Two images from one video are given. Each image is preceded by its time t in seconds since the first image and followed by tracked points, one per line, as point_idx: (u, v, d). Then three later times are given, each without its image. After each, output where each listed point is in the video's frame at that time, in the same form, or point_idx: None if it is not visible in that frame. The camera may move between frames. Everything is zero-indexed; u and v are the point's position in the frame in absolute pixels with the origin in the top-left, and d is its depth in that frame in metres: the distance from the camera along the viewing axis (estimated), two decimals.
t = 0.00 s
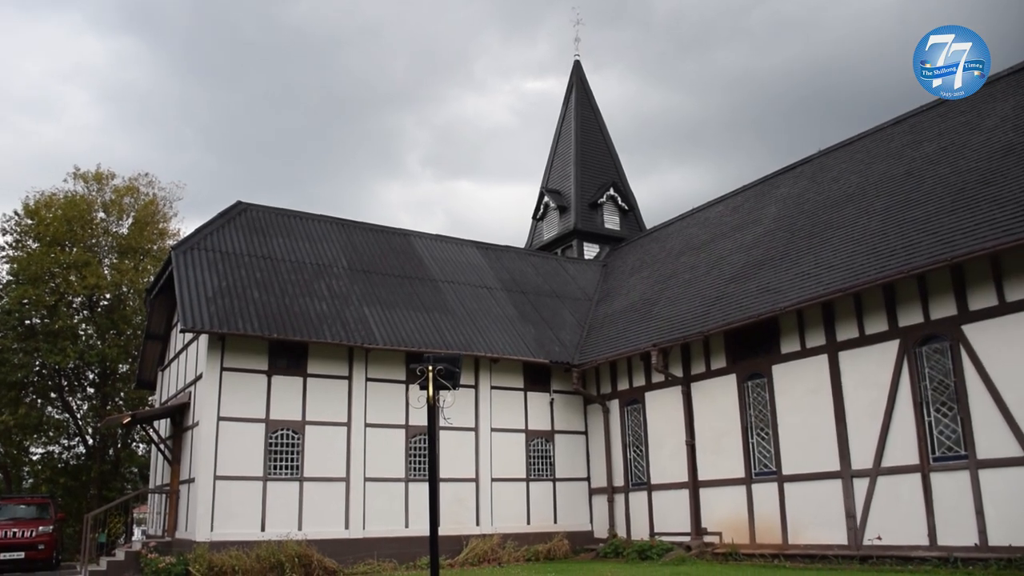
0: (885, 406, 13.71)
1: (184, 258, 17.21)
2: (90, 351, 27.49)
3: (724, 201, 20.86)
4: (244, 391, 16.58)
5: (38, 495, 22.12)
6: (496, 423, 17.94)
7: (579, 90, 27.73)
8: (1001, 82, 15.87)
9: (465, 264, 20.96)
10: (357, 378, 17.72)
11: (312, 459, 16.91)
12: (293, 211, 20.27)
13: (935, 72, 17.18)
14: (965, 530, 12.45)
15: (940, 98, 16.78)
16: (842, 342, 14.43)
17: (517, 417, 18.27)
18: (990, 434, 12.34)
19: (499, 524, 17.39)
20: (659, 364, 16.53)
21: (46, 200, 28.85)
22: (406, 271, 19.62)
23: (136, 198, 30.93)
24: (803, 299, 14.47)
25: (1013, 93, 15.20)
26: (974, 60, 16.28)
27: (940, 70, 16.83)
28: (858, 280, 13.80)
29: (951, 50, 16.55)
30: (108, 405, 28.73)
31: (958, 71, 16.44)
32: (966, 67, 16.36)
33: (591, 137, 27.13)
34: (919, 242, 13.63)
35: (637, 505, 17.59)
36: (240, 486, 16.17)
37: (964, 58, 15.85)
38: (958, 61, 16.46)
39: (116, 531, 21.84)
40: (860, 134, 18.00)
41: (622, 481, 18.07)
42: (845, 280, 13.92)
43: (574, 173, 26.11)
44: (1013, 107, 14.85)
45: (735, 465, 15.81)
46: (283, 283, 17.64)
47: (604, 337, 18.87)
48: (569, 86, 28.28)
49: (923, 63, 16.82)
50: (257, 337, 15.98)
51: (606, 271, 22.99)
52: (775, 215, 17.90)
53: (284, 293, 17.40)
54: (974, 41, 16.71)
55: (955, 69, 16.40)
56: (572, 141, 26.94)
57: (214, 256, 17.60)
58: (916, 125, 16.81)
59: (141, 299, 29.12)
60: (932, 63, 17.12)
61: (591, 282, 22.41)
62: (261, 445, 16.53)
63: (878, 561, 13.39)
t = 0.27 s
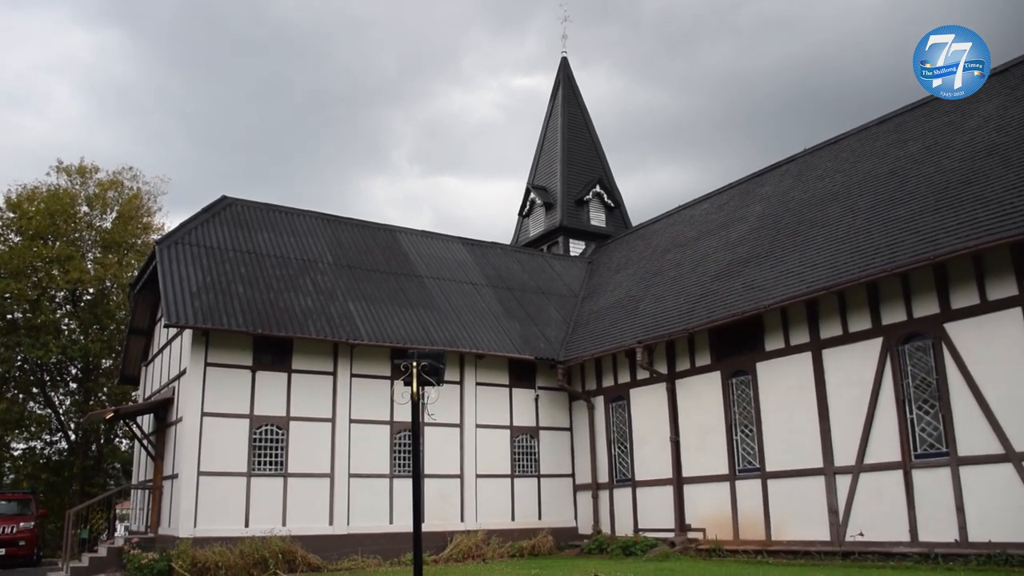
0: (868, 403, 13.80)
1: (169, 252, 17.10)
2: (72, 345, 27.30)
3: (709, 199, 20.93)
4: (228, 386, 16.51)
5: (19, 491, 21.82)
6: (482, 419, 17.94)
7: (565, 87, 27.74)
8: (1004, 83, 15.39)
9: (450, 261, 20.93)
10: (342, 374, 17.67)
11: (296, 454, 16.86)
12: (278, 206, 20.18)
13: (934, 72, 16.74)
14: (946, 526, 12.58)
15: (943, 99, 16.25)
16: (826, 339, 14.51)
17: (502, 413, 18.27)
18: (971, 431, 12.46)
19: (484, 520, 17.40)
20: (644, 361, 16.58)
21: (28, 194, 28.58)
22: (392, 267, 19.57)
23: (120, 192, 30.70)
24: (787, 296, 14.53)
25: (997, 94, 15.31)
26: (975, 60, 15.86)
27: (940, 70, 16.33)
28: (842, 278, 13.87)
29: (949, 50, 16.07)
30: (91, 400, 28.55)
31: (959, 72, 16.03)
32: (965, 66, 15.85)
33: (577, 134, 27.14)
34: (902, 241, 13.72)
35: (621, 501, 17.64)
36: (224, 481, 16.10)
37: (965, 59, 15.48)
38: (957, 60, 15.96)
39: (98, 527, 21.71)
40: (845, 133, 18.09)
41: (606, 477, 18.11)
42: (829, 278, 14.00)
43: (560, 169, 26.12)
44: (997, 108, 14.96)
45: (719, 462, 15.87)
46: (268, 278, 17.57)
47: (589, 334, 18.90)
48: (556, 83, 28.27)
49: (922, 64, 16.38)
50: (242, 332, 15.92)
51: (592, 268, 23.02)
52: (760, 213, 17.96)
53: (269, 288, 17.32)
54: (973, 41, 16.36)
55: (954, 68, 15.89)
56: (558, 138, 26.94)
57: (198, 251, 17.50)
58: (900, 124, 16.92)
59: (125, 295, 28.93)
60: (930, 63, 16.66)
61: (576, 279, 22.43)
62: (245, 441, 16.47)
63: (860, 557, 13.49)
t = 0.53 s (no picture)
0: (846, 401, 13.89)
1: (148, 247, 16.95)
2: (50, 340, 27.07)
3: (691, 197, 20.98)
4: (208, 382, 16.39)
5: None
6: (463, 416, 17.93)
7: (548, 84, 27.71)
8: (1005, 82, 15.08)
9: (432, 257, 20.88)
10: (323, 370, 17.60)
11: (276, 451, 16.79)
12: (259, 201, 20.04)
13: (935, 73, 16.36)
14: (922, 523, 12.72)
15: (944, 99, 15.93)
16: (805, 337, 14.59)
17: (483, 410, 18.26)
18: (948, 429, 12.60)
19: (464, 516, 17.40)
20: (625, 358, 16.62)
21: (5, 187, 28.23)
22: (373, 263, 19.50)
23: (100, 185, 30.39)
24: (767, 294, 14.60)
25: (976, 94, 15.44)
26: (973, 59, 15.51)
27: (941, 70, 16.00)
28: (821, 276, 13.95)
29: (950, 49, 15.73)
30: (69, 395, 28.29)
31: (958, 71, 15.66)
32: (965, 66, 15.55)
33: (560, 130, 27.12)
34: (882, 240, 13.81)
35: (602, 497, 17.68)
36: (203, 478, 16.01)
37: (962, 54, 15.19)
38: (959, 60, 15.64)
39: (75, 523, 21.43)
40: (826, 132, 18.18)
41: (587, 474, 18.14)
42: (808, 276, 14.07)
43: (542, 166, 26.11)
44: (976, 108, 15.09)
45: (698, 458, 15.94)
46: (248, 274, 17.46)
47: (571, 331, 18.91)
48: (539, 80, 28.25)
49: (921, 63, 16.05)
50: (223, 328, 15.82)
51: (573, 265, 23.03)
52: (741, 211, 18.03)
53: (249, 283, 17.21)
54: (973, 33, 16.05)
55: (955, 68, 15.55)
56: (541, 134, 26.93)
57: (178, 246, 17.35)
58: (880, 124, 17.02)
59: (104, 289, 28.59)
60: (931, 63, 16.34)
61: (558, 276, 22.44)
62: (225, 437, 16.37)
63: (838, 554, 13.59)
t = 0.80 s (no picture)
0: (824, 399, 13.97)
1: (126, 241, 16.78)
2: (26, 336, 26.88)
3: (672, 195, 21.04)
4: (187, 378, 16.27)
5: None
6: (443, 412, 17.89)
7: (531, 81, 27.66)
8: (1006, 80, 14.80)
9: (413, 253, 20.81)
10: (302, 366, 17.51)
11: (256, 447, 16.69)
12: (239, 196, 19.89)
13: (937, 73, 16.06)
14: (899, 519, 12.86)
15: (944, 99, 15.65)
16: (785, 335, 14.66)
17: (463, 406, 18.23)
18: (925, 427, 12.75)
19: (444, 512, 17.38)
20: (606, 355, 16.64)
21: None
22: (354, 259, 19.41)
23: (77, 178, 30.04)
24: (746, 292, 14.66)
25: (954, 96, 15.58)
26: (974, 60, 15.16)
27: (942, 70, 15.71)
28: (801, 275, 14.01)
29: (950, 49, 15.46)
30: (45, 391, 27.92)
31: (958, 71, 15.31)
32: (966, 66, 15.26)
33: (542, 127, 27.10)
34: (861, 238, 13.89)
35: (581, 494, 17.72)
36: (182, 474, 15.90)
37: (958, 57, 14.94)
38: (959, 60, 15.36)
39: (50, 521, 21.22)
40: (806, 131, 18.27)
41: (567, 470, 18.17)
42: (787, 275, 14.14)
43: (524, 163, 26.09)
44: (954, 110, 15.22)
45: (678, 455, 15.99)
46: (228, 269, 17.34)
47: (552, 327, 18.92)
48: (521, 77, 28.20)
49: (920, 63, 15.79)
50: (203, 323, 15.71)
51: (555, 262, 23.04)
52: (722, 209, 18.09)
53: (229, 279, 17.09)
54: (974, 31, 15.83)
55: (955, 68, 15.26)
56: (523, 131, 26.89)
57: (157, 240, 17.20)
58: (859, 124, 17.14)
59: (82, 284, 28.38)
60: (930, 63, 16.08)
61: (539, 273, 22.44)
62: (204, 433, 16.25)
63: (816, 550, 13.69)
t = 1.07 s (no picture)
0: (804, 395, 14.07)
1: (106, 235, 16.63)
2: (3, 330, 26.61)
3: (654, 192, 21.08)
4: (166, 373, 16.15)
5: None
6: (424, 408, 17.87)
7: (514, 77, 27.62)
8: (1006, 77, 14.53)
9: (395, 248, 20.74)
10: (283, 361, 17.43)
11: (235, 443, 16.61)
12: (220, 190, 19.76)
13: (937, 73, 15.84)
14: (876, 516, 12.97)
15: (944, 99, 15.25)
16: (764, 333, 14.72)
17: (444, 402, 18.21)
18: (902, 424, 12.89)
19: (424, 508, 17.37)
20: (587, 352, 16.67)
21: None
22: (335, 254, 19.33)
23: (55, 171, 29.71)
24: (726, 290, 14.71)
25: (934, 96, 15.70)
26: (973, 61, 14.93)
27: (942, 70, 15.47)
28: (781, 272, 14.07)
29: (950, 49, 15.23)
30: (23, 386, 27.72)
31: (958, 72, 15.08)
32: (966, 66, 15.00)
33: (524, 123, 27.07)
34: (840, 237, 13.96)
35: (562, 490, 17.75)
36: (160, 470, 15.79)
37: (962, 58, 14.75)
38: (958, 60, 15.13)
39: (27, 518, 21.01)
40: (787, 129, 18.35)
41: (547, 466, 18.19)
42: (767, 272, 14.21)
43: (506, 159, 26.06)
44: (933, 110, 15.34)
45: (658, 452, 16.04)
46: (208, 264, 17.22)
47: (533, 323, 18.92)
48: (504, 73, 28.15)
49: (921, 63, 15.60)
50: (182, 319, 15.60)
51: (536, 258, 23.04)
52: (703, 206, 18.15)
53: (209, 273, 16.97)
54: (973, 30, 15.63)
55: (955, 68, 14.99)
56: (505, 127, 26.85)
57: (137, 235, 17.05)
58: (840, 123, 17.24)
59: (60, 278, 28.11)
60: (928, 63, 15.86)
61: (521, 269, 22.44)
62: (183, 429, 16.15)
63: (794, 546, 13.79)
